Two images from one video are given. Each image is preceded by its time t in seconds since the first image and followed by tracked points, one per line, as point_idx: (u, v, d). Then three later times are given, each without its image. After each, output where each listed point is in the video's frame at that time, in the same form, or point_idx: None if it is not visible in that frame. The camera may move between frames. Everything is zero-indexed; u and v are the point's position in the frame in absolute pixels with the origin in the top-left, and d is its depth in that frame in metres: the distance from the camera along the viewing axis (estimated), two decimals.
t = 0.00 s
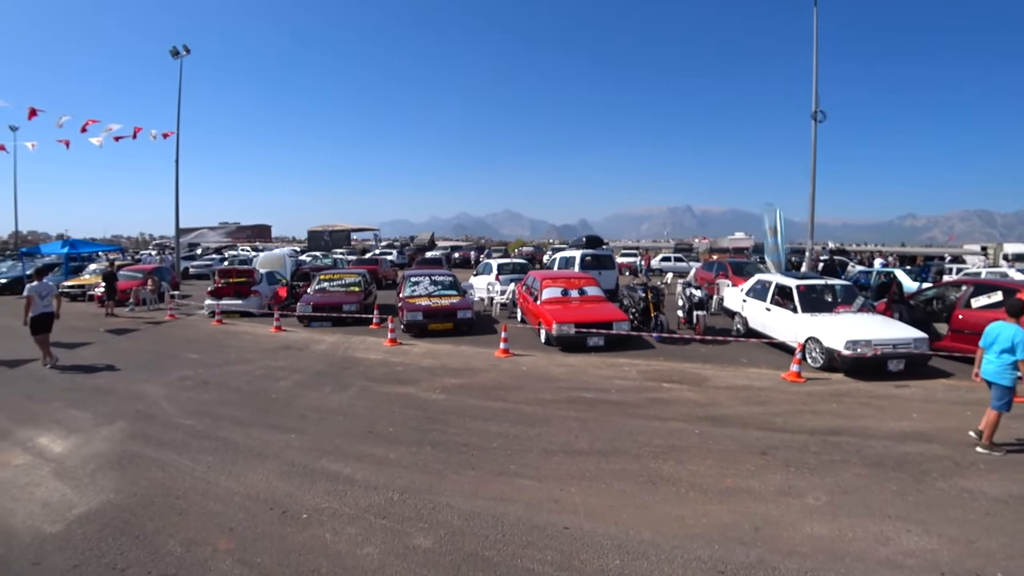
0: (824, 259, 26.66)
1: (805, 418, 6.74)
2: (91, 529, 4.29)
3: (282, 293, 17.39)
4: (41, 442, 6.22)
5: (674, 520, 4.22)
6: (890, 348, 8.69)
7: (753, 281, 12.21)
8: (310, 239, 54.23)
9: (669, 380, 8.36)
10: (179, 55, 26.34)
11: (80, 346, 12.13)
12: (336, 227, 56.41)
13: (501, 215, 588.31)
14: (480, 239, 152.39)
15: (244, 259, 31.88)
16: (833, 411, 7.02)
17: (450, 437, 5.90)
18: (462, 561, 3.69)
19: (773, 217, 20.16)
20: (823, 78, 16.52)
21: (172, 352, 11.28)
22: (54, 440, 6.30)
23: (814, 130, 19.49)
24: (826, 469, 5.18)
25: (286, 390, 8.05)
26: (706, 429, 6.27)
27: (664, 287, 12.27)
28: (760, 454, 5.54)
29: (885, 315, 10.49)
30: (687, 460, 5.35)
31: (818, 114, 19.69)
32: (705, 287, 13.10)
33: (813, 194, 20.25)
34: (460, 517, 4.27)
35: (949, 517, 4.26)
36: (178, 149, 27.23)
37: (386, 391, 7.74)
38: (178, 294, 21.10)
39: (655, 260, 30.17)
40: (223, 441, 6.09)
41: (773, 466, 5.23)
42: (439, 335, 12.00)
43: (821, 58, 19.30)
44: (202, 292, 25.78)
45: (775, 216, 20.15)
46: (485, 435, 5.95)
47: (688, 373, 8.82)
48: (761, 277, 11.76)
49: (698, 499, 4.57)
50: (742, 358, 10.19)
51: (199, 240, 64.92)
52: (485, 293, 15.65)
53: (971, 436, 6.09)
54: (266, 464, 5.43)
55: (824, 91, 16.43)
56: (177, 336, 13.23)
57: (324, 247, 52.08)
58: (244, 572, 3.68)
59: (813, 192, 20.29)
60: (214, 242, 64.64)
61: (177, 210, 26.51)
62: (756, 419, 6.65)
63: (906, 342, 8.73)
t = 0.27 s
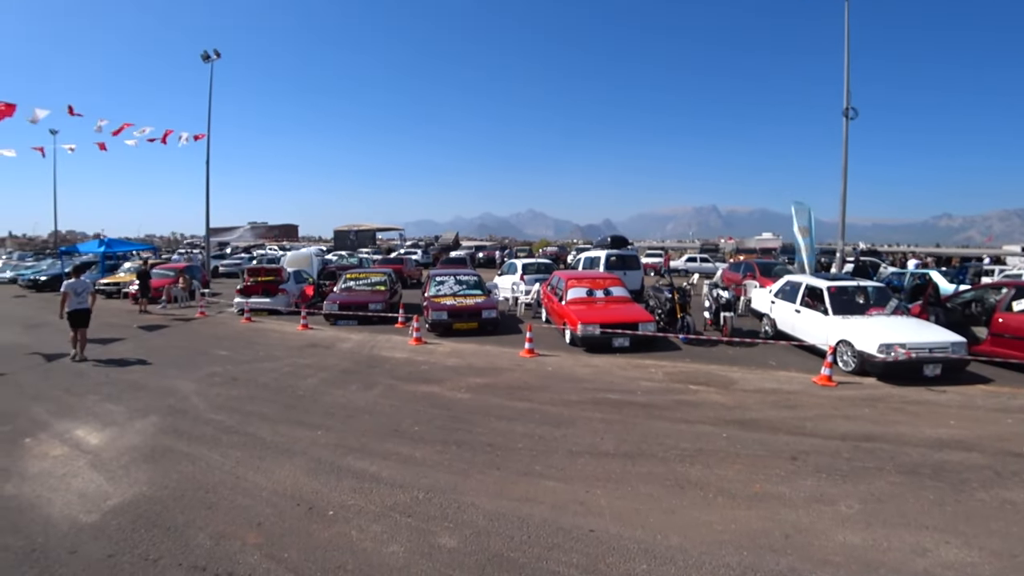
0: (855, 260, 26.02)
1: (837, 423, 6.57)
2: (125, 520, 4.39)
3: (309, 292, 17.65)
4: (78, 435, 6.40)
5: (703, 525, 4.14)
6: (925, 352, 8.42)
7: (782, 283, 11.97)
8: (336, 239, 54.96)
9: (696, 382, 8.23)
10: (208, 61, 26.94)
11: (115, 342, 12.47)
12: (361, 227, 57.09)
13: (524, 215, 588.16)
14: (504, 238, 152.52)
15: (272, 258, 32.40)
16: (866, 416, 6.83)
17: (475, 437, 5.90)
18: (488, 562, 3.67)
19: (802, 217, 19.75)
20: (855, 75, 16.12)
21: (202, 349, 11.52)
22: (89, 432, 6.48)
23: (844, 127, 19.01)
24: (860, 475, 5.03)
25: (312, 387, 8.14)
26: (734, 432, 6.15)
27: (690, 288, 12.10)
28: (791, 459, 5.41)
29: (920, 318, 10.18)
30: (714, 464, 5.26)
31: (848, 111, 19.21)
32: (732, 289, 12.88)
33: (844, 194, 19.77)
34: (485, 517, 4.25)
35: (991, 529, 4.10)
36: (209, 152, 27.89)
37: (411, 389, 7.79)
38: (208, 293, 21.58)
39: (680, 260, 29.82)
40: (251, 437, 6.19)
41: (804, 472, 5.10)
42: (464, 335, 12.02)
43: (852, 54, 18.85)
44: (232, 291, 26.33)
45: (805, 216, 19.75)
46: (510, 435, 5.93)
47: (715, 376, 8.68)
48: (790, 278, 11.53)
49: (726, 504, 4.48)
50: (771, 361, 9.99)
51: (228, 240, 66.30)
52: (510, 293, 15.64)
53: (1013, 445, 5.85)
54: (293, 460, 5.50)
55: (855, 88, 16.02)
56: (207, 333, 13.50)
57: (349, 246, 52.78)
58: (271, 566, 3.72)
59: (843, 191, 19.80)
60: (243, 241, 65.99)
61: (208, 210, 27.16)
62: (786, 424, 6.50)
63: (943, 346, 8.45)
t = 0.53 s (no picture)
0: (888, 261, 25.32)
1: (871, 429, 6.39)
2: (158, 511, 4.49)
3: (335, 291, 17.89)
4: (113, 428, 6.58)
5: (731, 531, 4.07)
6: (963, 357, 8.14)
7: (812, 285, 11.71)
8: (361, 239, 55.61)
9: (723, 385, 8.10)
10: (238, 64, 27.47)
11: (149, 339, 12.81)
12: (386, 227, 57.65)
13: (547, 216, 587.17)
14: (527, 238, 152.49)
15: (299, 257, 32.95)
16: (901, 422, 6.63)
17: (499, 437, 5.89)
18: (513, 563, 3.66)
19: (833, 217, 19.30)
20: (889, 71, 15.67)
21: (232, 346, 11.76)
22: (124, 426, 6.65)
23: (878, 124, 18.50)
24: (895, 484, 4.89)
25: (338, 385, 8.24)
26: (763, 437, 6.03)
27: (718, 290, 11.93)
28: (822, 466, 5.28)
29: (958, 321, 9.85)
30: (743, 469, 5.16)
31: (882, 108, 18.70)
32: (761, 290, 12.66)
33: (877, 193, 19.25)
34: (510, 518, 4.24)
35: None
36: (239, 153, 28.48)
37: (436, 389, 7.82)
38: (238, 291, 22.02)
39: (706, 261, 29.41)
40: (279, 433, 6.29)
41: (836, 479, 4.97)
42: (488, 335, 12.04)
43: (886, 50, 18.33)
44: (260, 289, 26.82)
45: (835, 216, 19.29)
46: (535, 436, 5.91)
47: (743, 379, 8.53)
48: (821, 280, 11.27)
49: (755, 510, 4.39)
50: (800, 365, 9.78)
51: (257, 240, 67.59)
52: (534, 293, 15.61)
53: None
54: (320, 457, 5.56)
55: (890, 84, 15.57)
56: (237, 331, 13.78)
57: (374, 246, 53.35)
58: (299, 561, 3.77)
59: (876, 190, 19.28)
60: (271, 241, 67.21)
61: (238, 210, 27.74)
62: (817, 429, 6.35)
63: (982, 351, 8.16)
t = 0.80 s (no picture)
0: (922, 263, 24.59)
1: (904, 435, 6.21)
2: (187, 505, 4.59)
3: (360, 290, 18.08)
4: (145, 422, 6.75)
5: (758, 538, 3.99)
6: (1001, 363, 7.86)
7: (842, 287, 11.44)
8: (385, 239, 56.12)
9: (749, 389, 7.96)
10: (264, 67, 27.93)
11: (179, 336, 13.12)
12: (410, 228, 58.14)
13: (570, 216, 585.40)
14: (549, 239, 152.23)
15: (324, 258, 33.43)
16: (935, 430, 6.44)
17: (522, 438, 5.88)
18: (536, 565, 3.64)
19: (863, 217, 18.83)
20: (923, 67, 15.20)
21: (260, 344, 11.97)
22: (155, 420, 6.82)
23: (911, 121, 17.98)
24: (930, 493, 4.74)
25: (363, 383, 8.32)
26: (792, 442, 5.90)
27: (744, 291, 11.73)
28: (852, 473, 5.15)
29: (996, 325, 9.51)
30: (770, 475, 5.06)
31: (915, 105, 18.17)
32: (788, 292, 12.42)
33: (909, 192, 18.71)
34: (534, 520, 4.22)
35: None
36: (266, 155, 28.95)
37: (459, 389, 7.85)
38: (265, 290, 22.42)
39: (732, 262, 28.98)
40: (304, 431, 6.37)
41: (867, 487, 4.84)
42: (511, 335, 12.04)
43: (920, 44, 17.79)
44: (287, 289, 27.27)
45: (865, 216, 18.82)
46: (558, 437, 5.88)
47: (770, 382, 8.37)
48: (852, 282, 11.00)
49: (783, 516, 4.30)
50: (829, 368, 9.56)
51: (283, 240, 68.78)
52: (557, 294, 15.56)
53: None
54: (344, 455, 5.62)
55: (924, 80, 15.11)
56: (264, 329, 14.03)
57: (398, 246, 53.88)
58: (324, 558, 3.80)
59: (908, 189, 18.75)
60: (297, 241, 68.37)
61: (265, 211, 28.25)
62: (847, 435, 6.20)
63: (1021, 357, 7.87)
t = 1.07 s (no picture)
0: (954, 264, 23.91)
1: (934, 442, 6.05)
2: (212, 500, 4.67)
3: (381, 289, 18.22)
4: (172, 418, 6.89)
5: (782, 544, 3.92)
6: None
7: (869, 288, 11.19)
8: (405, 239, 56.52)
9: (773, 392, 7.83)
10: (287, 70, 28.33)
11: (205, 334, 13.39)
12: (430, 228, 58.48)
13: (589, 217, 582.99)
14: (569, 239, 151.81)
15: (345, 258, 33.80)
16: (967, 437, 6.26)
17: (542, 439, 5.86)
18: (556, 567, 3.63)
19: (890, 217, 18.40)
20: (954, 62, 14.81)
21: (283, 342, 12.15)
22: (182, 417, 6.96)
23: (941, 117, 17.51)
24: (962, 502, 4.60)
25: (384, 382, 8.39)
26: (817, 447, 5.79)
27: (768, 292, 11.55)
28: (880, 480, 5.03)
29: None
30: (794, 480, 4.97)
31: (946, 101, 17.70)
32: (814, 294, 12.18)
33: (940, 191, 18.23)
34: (554, 521, 4.21)
35: None
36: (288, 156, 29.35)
37: (479, 389, 7.86)
38: (288, 290, 22.74)
39: (754, 263, 28.54)
40: (326, 429, 6.45)
41: (896, 495, 4.72)
42: (531, 336, 12.02)
43: (950, 39, 17.34)
44: (309, 288, 27.63)
45: (893, 215, 18.38)
46: (578, 439, 5.85)
47: (794, 385, 8.22)
48: (879, 284, 10.76)
49: (808, 523, 4.22)
50: (856, 372, 9.35)
51: (305, 240, 69.73)
52: (577, 294, 15.49)
53: None
54: (365, 454, 5.67)
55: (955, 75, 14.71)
56: (287, 328, 14.23)
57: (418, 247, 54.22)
58: (345, 555, 3.84)
59: (938, 187, 18.27)
60: (318, 241, 69.25)
61: (288, 212, 28.66)
62: (874, 440, 6.06)
63: None
